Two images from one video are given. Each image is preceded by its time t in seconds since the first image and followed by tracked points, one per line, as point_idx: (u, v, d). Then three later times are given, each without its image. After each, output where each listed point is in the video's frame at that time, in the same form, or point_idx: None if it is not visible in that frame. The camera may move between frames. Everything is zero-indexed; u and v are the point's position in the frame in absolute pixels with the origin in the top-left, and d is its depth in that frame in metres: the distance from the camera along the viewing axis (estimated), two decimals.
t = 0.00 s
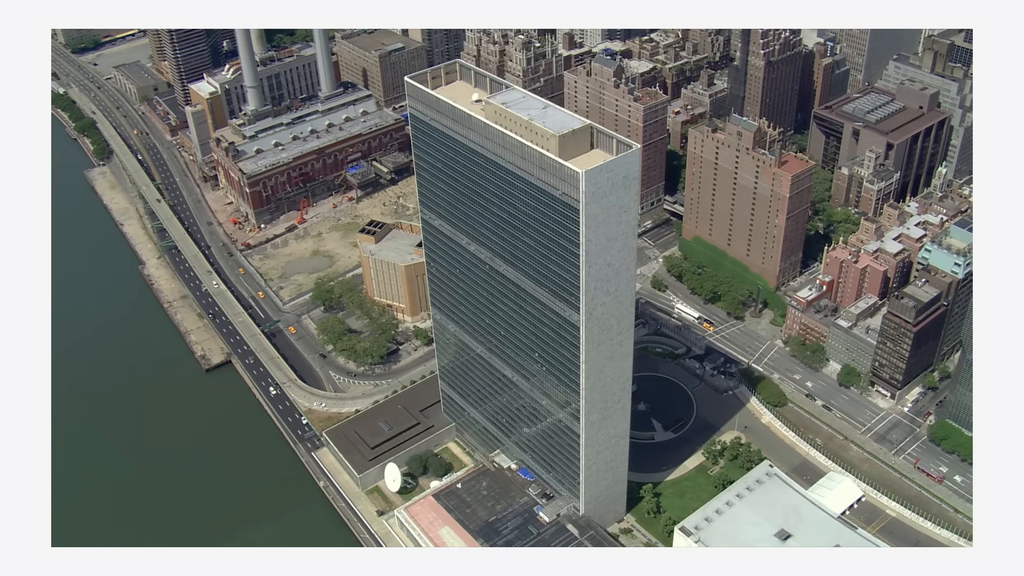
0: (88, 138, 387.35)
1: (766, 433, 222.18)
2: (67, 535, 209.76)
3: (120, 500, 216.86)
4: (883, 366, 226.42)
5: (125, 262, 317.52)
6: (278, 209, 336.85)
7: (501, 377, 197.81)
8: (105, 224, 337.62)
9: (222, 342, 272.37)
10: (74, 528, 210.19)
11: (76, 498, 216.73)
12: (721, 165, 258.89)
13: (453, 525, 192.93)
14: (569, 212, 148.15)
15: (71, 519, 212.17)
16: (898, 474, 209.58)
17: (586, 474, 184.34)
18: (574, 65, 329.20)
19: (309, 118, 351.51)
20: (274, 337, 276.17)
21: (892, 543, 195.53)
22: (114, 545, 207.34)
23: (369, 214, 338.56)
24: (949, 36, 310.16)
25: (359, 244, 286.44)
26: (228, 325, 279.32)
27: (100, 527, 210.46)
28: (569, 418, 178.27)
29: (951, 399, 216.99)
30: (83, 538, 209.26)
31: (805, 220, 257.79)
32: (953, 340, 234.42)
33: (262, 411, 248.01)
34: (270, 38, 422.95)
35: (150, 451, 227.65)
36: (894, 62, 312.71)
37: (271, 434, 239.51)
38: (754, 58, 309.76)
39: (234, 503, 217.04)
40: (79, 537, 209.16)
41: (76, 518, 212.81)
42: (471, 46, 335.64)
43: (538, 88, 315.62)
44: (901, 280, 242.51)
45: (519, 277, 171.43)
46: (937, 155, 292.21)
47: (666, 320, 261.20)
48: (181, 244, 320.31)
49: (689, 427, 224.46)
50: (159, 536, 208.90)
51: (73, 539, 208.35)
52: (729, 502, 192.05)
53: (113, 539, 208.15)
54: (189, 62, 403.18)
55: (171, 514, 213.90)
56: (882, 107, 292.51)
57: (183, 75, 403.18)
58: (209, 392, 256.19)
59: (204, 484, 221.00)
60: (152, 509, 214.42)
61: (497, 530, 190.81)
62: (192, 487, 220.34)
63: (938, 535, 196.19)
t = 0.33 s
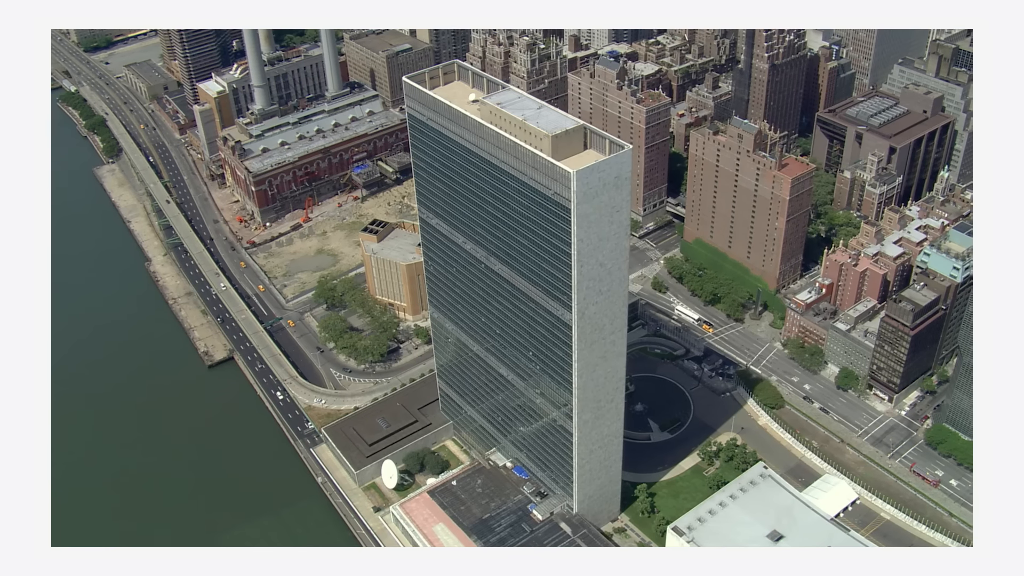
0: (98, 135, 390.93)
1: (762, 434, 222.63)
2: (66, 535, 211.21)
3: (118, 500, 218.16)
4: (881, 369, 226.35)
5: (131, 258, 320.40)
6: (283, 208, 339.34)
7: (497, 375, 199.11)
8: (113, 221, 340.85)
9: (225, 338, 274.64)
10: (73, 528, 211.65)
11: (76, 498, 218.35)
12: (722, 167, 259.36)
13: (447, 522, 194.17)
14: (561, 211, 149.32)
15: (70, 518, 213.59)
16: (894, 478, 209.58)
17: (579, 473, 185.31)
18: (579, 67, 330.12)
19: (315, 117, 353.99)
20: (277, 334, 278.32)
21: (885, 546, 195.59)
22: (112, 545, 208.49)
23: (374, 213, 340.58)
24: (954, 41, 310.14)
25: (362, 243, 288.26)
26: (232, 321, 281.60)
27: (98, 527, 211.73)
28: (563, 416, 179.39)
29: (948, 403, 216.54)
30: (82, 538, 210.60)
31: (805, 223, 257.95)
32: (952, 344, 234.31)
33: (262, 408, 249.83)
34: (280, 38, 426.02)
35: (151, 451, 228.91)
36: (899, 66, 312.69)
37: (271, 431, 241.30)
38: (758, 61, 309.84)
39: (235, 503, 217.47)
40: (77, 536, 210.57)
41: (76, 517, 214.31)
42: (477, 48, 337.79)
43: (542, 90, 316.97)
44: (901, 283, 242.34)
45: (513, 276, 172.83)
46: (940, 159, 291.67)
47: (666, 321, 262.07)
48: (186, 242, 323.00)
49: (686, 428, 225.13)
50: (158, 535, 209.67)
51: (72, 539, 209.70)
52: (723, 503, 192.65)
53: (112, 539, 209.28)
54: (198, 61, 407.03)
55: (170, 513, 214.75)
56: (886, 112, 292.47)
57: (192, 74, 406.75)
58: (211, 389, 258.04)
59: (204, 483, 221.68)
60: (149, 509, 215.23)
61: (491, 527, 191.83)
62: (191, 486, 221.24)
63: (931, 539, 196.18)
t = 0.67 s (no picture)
0: (107, 133, 394.20)
1: (757, 436, 223.20)
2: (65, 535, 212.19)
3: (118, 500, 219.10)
4: (877, 372, 226.32)
5: (136, 255, 323.21)
6: (287, 206, 341.81)
7: (493, 374, 200.51)
8: (119, 218, 343.93)
9: (227, 335, 276.74)
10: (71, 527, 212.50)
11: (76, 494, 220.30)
12: (722, 169, 259.97)
13: (440, 519, 195.36)
14: (553, 211, 150.55)
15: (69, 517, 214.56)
16: (888, 480, 209.64)
17: (571, 472, 186.48)
18: (583, 68, 331.28)
19: (320, 117, 356.61)
20: (278, 331, 280.57)
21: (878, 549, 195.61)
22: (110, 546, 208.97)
23: (378, 212, 342.56)
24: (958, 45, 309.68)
25: (364, 242, 290.00)
26: (234, 318, 283.93)
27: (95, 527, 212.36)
28: (556, 415, 180.72)
29: (944, 407, 216.67)
30: (80, 537, 211.45)
31: (805, 225, 258.44)
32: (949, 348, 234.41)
33: (262, 404, 251.99)
34: (288, 38, 429.03)
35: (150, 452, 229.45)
36: (903, 69, 312.51)
37: (270, 427, 243.19)
38: (761, 64, 310.10)
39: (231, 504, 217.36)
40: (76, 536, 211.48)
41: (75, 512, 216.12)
42: (481, 49, 339.38)
43: (545, 91, 318.39)
44: (900, 286, 242.43)
45: (507, 275, 174.37)
46: (943, 163, 291.24)
47: (664, 323, 262.90)
48: (191, 239, 325.65)
49: (681, 429, 225.91)
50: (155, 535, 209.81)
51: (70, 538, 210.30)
52: (715, 504, 193.13)
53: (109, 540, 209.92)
54: (206, 60, 410.53)
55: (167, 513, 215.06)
56: (889, 115, 292.23)
57: (201, 73, 410.15)
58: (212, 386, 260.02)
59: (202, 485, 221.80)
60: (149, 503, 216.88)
61: (483, 524, 193.21)
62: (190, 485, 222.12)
63: (924, 542, 196.16)
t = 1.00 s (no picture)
0: (118, 130, 398.06)
1: (754, 437, 223.69)
2: (63, 534, 211.37)
3: (117, 500, 218.58)
4: (876, 376, 226.34)
5: (144, 251, 326.41)
6: (295, 204, 344.44)
7: (491, 372, 201.81)
8: (129, 214, 347.34)
9: (232, 331, 279.27)
10: (71, 523, 212.57)
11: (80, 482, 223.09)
12: (725, 171, 260.58)
13: (436, 515, 196.90)
14: (546, 210, 151.83)
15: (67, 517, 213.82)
16: (885, 484, 209.71)
17: (566, 470, 187.58)
18: (590, 70, 332.44)
19: (329, 116, 359.34)
20: (282, 327, 282.89)
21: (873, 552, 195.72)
22: (110, 539, 209.29)
23: (384, 211, 344.78)
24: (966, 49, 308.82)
25: (368, 240, 292.01)
26: (238, 314, 286.49)
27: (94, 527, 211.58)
28: (550, 413, 181.91)
29: (942, 411, 216.59)
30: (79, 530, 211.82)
31: (807, 228, 258.60)
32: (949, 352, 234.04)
33: (265, 399, 254.28)
34: (299, 38, 432.42)
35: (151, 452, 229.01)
36: (909, 74, 313.26)
37: (272, 422, 245.38)
38: (767, 67, 310.50)
39: (230, 506, 216.96)
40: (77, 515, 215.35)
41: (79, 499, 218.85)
42: (488, 50, 340.84)
43: (551, 92, 319.79)
44: (900, 289, 241.83)
45: (503, 273, 175.95)
46: (948, 167, 290.48)
47: (666, 324, 263.55)
48: (199, 235, 328.69)
49: (679, 429, 226.62)
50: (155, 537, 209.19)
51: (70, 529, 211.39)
52: (709, 504, 193.66)
53: (108, 540, 209.04)
54: (217, 59, 414.32)
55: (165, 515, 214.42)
56: (894, 119, 291.90)
57: (212, 72, 413.96)
58: (215, 381, 262.22)
59: (202, 487, 221.20)
60: (151, 494, 219.10)
61: (478, 521, 194.62)
62: (193, 476, 224.38)
63: (919, 545, 196.15)
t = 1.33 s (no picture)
0: (133, 126, 402.33)
1: (755, 438, 224.07)
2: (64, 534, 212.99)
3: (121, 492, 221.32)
4: (878, 379, 226.23)
5: (155, 245, 329.96)
6: (305, 201, 347.20)
7: (491, 369, 203.33)
8: (141, 209, 351.12)
9: (239, 325, 282.04)
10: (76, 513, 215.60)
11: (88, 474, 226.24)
12: (731, 173, 261.01)
13: (435, 510, 198.58)
14: (544, 208, 153.14)
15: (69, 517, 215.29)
16: (884, 487, 209.64)
17: (563, 467, 188.73)
18: (600, 71, 333.20)
19: (340, 114, 362.31)
20: (289, 322, 285.48)
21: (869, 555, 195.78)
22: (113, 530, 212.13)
23: (393, 209, 346.98)
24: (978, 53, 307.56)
25: (375, 237, 293.91)
26: (246, 309, 289.27)
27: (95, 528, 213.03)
28: (548, 409, 183.32)
29: (944, 415, 216.43)
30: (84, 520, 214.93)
31: (813, 230, 258.41)
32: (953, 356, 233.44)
33: (271, 393, 256.82)
34: (314, 37, 435.63)
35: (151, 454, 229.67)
36: (920, 77, 312.72)
37: (277, 416, 247.86)
38: (777, 69, 309.50)
39: (229, 506, 217.48)
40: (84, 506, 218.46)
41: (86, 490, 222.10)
42: (499, 50, 342.21)
43: (561, 93, 320.78)
44: (906, 293, 240.36)
45: (502, 271, 177.82)
46: (957, 172, 289.39)
47: (670, 324, 264.22)
48: (209, 231, 331.97)
49: (680, 429, 227.26)
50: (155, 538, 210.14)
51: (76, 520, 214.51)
52: (706, 504, 194.21)
53: (108, 541, 210.45)
54: (231, 56, 418.35)
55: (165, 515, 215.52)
56: (903, 123, 291.22)
57: (226, 69, 417.71)
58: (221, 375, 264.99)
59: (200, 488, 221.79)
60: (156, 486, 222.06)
61: (475, 517, 196.10)
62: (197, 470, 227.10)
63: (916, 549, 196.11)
